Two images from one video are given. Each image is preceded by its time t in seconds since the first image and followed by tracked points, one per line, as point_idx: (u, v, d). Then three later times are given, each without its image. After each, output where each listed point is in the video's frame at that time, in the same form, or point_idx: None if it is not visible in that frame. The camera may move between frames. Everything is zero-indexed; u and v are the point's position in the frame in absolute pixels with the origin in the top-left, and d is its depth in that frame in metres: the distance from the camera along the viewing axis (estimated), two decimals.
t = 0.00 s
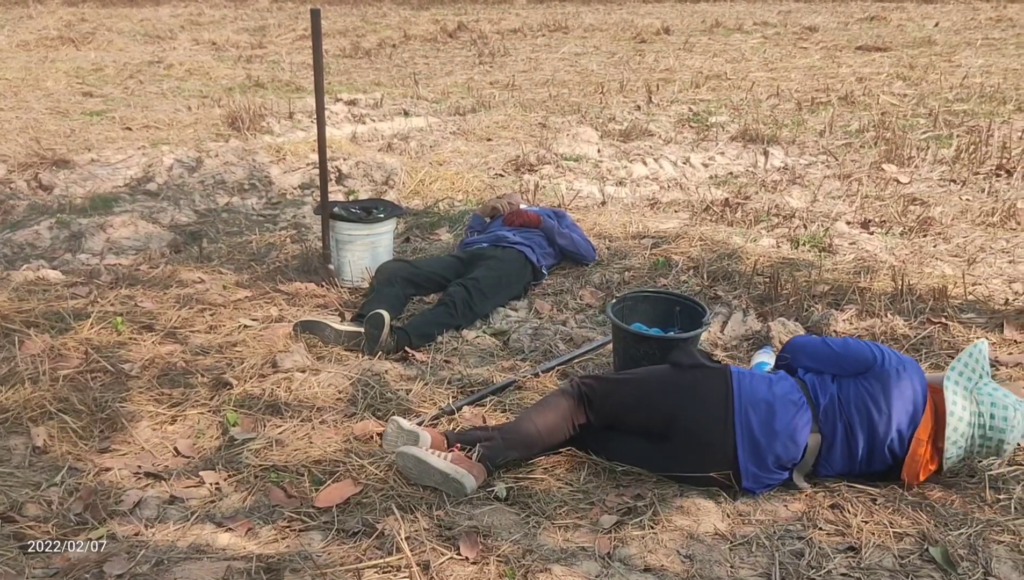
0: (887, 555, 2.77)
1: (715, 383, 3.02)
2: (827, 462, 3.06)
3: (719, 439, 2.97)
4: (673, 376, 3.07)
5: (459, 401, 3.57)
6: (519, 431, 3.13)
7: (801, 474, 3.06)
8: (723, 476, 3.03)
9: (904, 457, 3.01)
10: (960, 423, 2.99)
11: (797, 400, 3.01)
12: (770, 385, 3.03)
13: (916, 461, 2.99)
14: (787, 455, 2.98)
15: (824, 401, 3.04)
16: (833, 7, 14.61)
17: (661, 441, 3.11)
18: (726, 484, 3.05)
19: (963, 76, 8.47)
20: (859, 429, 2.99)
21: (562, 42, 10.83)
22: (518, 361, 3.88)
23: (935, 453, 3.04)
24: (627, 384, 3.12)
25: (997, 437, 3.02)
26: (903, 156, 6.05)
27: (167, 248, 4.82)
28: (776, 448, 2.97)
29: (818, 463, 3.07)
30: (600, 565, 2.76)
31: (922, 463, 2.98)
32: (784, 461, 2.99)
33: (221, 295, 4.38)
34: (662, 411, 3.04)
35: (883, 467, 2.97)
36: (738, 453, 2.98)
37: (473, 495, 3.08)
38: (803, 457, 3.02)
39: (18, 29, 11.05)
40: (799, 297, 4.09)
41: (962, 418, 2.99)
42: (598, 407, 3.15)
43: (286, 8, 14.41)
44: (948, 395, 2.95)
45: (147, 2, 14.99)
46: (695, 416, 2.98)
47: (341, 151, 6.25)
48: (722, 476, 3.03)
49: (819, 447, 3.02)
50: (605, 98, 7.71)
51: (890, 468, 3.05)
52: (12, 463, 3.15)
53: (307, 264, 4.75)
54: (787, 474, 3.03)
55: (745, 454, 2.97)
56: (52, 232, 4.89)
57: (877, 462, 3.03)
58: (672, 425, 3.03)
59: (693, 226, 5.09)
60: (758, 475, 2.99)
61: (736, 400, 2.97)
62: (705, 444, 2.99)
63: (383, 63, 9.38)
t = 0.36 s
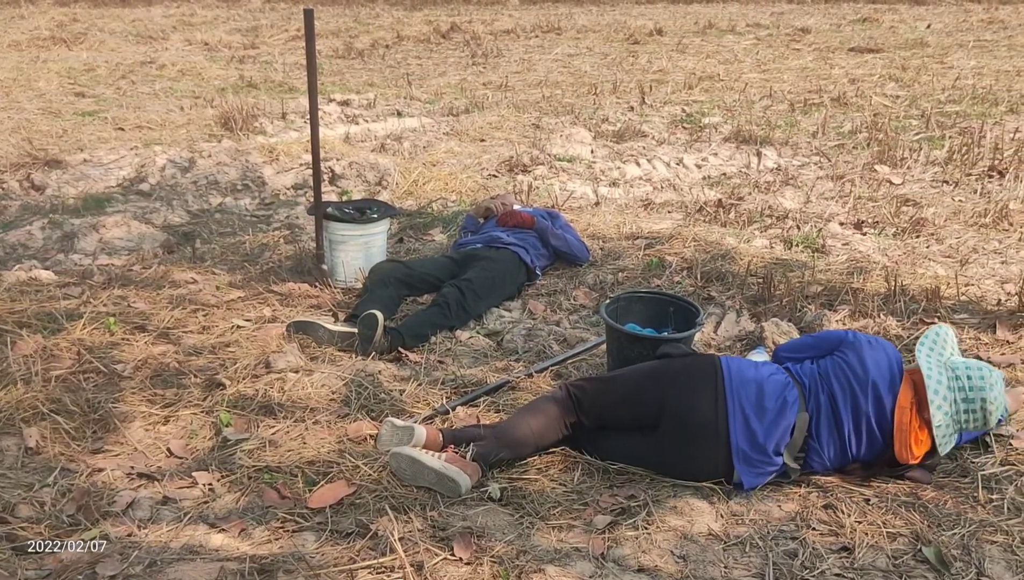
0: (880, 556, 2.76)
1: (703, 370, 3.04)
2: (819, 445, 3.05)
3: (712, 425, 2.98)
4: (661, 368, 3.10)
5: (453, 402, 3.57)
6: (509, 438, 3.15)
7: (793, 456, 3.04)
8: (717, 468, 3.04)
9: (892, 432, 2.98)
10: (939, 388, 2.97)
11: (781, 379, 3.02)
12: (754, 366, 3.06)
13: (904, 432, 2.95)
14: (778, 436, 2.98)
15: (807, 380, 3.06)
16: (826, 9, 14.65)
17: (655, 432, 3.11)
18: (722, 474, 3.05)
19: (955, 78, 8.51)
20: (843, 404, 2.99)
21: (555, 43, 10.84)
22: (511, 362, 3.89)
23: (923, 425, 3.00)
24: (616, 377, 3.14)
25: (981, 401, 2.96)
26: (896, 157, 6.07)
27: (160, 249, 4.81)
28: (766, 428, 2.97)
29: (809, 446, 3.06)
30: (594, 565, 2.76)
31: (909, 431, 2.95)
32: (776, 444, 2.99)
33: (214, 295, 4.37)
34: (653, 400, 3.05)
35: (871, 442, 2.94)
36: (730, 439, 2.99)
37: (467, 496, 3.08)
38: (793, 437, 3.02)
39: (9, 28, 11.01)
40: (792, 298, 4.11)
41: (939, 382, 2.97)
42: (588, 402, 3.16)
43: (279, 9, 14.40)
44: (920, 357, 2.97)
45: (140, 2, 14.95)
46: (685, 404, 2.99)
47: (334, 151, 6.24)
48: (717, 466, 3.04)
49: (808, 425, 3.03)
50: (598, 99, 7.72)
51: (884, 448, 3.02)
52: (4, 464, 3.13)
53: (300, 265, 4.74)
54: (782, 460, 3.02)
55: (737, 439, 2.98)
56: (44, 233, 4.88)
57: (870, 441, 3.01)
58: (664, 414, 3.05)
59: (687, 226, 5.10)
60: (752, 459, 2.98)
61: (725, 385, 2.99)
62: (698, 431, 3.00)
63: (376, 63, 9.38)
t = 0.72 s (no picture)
0: (873, 556, 2.76)
1: (689, 364, 3.04)
2: (809, 433, 3.03)
3: (701, 419, 2.98)
4: (646, 365, 3.10)
5: (445, 403, 3.57)
6: (494, 431, 3.14)
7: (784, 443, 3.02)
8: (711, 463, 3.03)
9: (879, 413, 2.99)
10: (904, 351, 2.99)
11: (765, 367, 3.04)
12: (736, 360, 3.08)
13: (885, 399, 2.93)
14: (767, 425, 2.99)
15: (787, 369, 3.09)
16: (818, 11, 14.69)
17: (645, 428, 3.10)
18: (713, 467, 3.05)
19: (947, 79, 8.54)
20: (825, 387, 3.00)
21: (547, 44, 10.85)
22: (504, 363, 3.89)
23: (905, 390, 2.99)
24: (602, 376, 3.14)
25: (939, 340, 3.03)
26: (887, 158, 6.09)
27: (151, 249, 4.79)
28: (754, 417, 2.98)
29: (799, 435, 3.04)
30: (586, 566, 2.76)
31: (890, 397, 2.94)
32: (765, 432, 3.00)
33: (206, 296, 4.36)
34: (641, 395, 3.05)
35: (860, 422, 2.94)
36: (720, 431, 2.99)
37: (459, 497, 3.08)
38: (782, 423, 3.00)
39: None
40: (784, 299, 4.12)
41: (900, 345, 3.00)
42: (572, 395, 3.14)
43: (271, 9, 14.36)
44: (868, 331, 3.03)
45: (131, 2, 14.91)
46: (675, 397, 2.99)
47: (326, 152, 6.23)
48: (709, 461, 3.03)
49: (797, 411, 3.01)
50: (590, 100, 7.73)
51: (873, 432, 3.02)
52: None
53: (292, 265, 4.73)
54: (772, 449, 3.03)
55: (727, 430, 2.98)
56: (34, 233, 4.85)
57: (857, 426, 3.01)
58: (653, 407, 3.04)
59: (679, 227, 5.11)
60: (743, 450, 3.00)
61: (713, 377, 2.99)
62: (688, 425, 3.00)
63: (368, 64, 9.37)
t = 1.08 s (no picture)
0: (863, 558, 2.76)
1: (682, 374, 2.99)
2: (802, 424, 3.04)
3: (698, 429, 2.94)
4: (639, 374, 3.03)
5: (436, 405, 3.56)
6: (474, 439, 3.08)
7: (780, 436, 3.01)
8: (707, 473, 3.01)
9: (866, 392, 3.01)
10: (860, 313, 3.06)
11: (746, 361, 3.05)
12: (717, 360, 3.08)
13: (869, 371, 2.96)
14: (765, 424, 2.97)
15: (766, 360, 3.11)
16: (810, 12, 14.73)
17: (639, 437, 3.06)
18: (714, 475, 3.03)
19: (937, 81, 8.58)
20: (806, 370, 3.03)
21: (539, 45, 10.85)
22: (495, 365, 3.89)
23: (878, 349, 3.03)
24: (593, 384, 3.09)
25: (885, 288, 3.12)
26: (878, 160, 6.11)
27: (141, 251, 4.78)
28: (752, 419, 2.96)
29: (792, 423, 3.03)
30: (578, 569, 2.76)
31: (867, 361, 2.99)
32: (764, 433, 2.98)
33: (196, 297, 4.35)
34: (637, 408, 2.99)
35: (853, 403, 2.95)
36: (721, 437, 2.95)
37: (449, 500, 3.07)
38: (777, 417, 2.99)
39: None
40: (775, 301, 4.12)
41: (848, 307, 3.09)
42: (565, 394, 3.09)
43: (263, 10, 14.33)
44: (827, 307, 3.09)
45: (122, 2, 14.86)
46: (678, 406, 2.92)
47: (317, 153, 6.22)
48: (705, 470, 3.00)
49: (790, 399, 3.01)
50: (582, 102, 7.73)
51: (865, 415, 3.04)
52: None
53: (283, 266, 4.72)
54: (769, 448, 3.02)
55: (727, 436, 2.95)
56: (24, 235, 4.83)
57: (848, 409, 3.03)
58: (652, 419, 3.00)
59: (671, 229, 5.12)
60: (744, 453, 2.97)
61: (706, 385, 2.96)
62: (685, 436, 2.96)
63: (360, 65, 9.35)
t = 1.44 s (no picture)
0: (856, 560, 2.76)
1: (644, 379, 2.98)
2: (773, 389, 3.10)
3: (672, 432, 2.95)
4: (605, 380, 3.03)
5: (430, 406, 3.56)
6: (441, 435, 2.99)
7: (755, 403, 3.06)
8: (691, 472, 3.02)
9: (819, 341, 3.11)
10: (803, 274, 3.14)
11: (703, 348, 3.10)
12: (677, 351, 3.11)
13: (820, 325, 3.06)
14: (734, 400, 3.02)
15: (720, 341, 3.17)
16: (802, 15, 14.77)
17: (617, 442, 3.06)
18: (698, 470, 3.03)
19: (929, 84, 8.62)
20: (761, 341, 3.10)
21: (532, 47, 10.87)
22: (488, 366, 3.89)
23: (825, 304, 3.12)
24: (563, 387, 3.03)
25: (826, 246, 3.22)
26: (870, 163, 6.14)
27: (134, 252, 4.76)
28: (721, 398, 3.01)
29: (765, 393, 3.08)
30: (571, 570, 2.76)
31: (814, 317, 3.08)
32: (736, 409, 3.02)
33: (189, 299, 4.34)
34: (609, 417, 2.99)
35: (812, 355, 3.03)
36: (693, 429, 2.97)
37: (443, 501, 3.07)
38: (744, 387, 3.04)
39: None
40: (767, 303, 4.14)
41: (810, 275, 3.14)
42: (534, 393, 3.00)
43: (256, 12, 14.31)
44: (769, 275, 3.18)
45: (115, 2, 14.81)
46: (643, 409, 2.94)
47: (310, 154, 6.22)
48: (687, 471, 3.02)
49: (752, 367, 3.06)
50: (575, 104, 7.75)
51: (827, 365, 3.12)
52: None
53: (277, 268, 4.71)
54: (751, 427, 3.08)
55: (701, 424, 2.97)
56: (16, 236, 4.81)
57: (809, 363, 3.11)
58: (623, 418, 2.98)
59: (664, 231, 5.14)
60: (719, 436, 3.00)
61: (671, 385, 2.97)
62: (660, 441, 2.97)
63: (353, 67, 9.35)
